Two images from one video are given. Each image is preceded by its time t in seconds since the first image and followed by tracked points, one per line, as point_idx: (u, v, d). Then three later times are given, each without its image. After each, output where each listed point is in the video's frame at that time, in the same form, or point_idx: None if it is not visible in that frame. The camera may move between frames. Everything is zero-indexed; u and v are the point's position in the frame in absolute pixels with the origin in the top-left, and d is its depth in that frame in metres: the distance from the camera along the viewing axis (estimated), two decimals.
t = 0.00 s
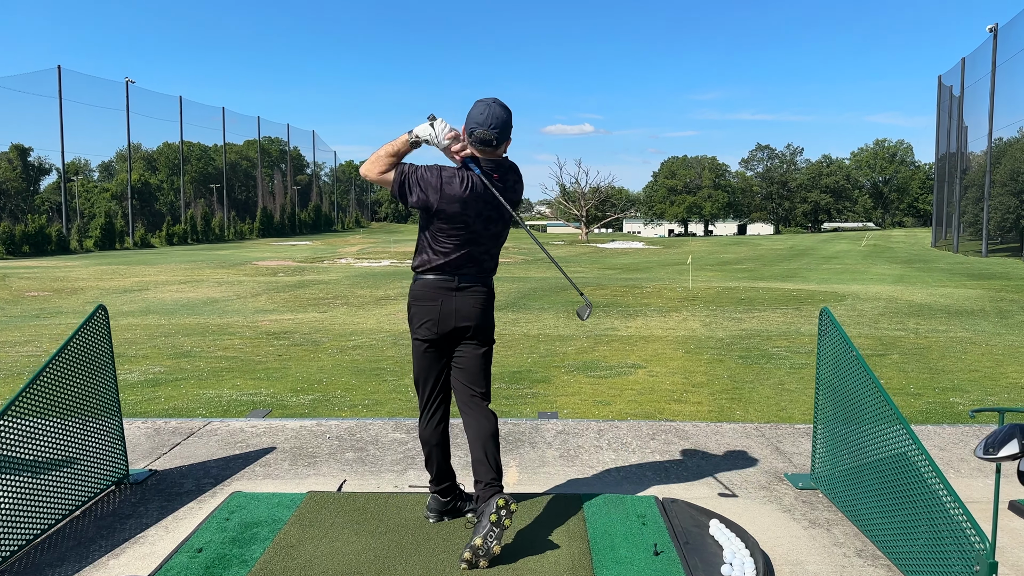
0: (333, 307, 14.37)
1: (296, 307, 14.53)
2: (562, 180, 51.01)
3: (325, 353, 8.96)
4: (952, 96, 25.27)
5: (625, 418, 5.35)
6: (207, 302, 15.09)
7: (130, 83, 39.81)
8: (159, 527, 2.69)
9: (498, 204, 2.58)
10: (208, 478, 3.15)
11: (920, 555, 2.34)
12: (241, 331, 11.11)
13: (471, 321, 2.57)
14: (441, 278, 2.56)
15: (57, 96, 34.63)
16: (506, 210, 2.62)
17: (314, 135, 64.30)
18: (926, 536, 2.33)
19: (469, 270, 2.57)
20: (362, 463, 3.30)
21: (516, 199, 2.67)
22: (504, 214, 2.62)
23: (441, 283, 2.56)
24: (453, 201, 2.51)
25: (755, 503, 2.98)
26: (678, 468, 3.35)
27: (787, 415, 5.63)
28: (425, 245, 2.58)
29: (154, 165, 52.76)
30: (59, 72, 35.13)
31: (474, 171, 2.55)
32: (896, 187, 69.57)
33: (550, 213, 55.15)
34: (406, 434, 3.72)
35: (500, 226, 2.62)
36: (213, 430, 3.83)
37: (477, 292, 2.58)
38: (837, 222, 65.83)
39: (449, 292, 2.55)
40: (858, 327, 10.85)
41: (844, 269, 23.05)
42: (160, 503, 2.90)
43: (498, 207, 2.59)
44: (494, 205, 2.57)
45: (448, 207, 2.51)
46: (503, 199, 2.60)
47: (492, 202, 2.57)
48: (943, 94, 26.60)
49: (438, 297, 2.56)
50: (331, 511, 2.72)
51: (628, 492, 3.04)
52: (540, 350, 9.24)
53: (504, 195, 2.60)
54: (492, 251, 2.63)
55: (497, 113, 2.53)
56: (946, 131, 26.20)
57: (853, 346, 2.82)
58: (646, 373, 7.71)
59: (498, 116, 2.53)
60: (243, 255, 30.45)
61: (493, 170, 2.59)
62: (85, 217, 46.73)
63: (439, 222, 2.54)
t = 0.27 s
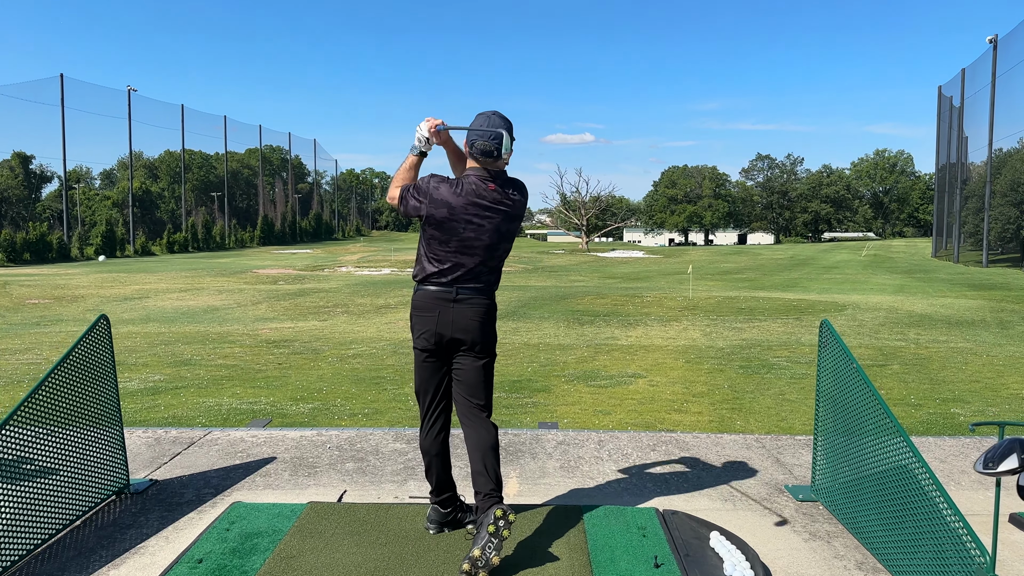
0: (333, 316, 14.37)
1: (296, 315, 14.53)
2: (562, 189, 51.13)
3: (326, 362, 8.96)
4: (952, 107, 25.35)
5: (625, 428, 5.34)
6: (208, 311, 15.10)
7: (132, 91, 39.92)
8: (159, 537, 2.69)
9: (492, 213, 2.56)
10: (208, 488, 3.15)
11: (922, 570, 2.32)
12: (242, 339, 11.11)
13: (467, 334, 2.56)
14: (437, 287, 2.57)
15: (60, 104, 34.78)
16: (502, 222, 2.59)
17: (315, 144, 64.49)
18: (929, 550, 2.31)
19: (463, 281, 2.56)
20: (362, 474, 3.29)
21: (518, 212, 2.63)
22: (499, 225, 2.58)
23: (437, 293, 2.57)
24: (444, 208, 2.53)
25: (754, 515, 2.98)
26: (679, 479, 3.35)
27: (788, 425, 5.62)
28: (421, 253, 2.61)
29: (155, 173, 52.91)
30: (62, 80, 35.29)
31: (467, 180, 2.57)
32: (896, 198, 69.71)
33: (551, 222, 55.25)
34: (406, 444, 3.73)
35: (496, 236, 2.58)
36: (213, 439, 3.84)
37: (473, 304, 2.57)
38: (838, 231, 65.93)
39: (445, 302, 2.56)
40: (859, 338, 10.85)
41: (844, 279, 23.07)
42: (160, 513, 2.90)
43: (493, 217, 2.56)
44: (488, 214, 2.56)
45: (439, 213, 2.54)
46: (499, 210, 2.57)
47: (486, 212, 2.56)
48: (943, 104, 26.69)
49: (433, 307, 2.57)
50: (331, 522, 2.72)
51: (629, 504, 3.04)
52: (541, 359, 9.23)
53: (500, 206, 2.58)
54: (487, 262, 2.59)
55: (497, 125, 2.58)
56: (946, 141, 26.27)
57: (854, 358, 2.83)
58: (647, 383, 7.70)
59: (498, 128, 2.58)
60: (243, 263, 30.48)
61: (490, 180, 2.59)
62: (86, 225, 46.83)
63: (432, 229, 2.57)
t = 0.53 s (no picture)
0: (333, 324, 14.37)
1: (296, 323, 14.53)
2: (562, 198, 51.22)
3: (325, 370, 8.96)
4: (951, 117, 25.44)
5: (625, 437, 5.33)
6: (207, 318, 15.09)
7: (133, 99, 40.08)
8: (157, 546, 2.69)
9: (481, 221, 2.57)
10: (206, 497, 3.15)
11: None
12: (241, 347, 11.11)
13: (459, 346, 2.56)
14: (429, 296, 2.60)
15: (61, 112, 34.95)
16: (491, 230, 2.57)
17: (316, 152, 64.70)
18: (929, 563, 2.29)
19: (454, 289, 2.56)
20: (361, 483, 3.30)
21: (513, 222, 2.60)
22: (489, 234, 2.57)
23: (429, 302, 2.59)
24: (433, 215, 2.58)
25: (752, 526, 2.98)
26: (677, 489, 3.35)
27: (788, 435, 5.61)
28: (415, 263, 2.66)
29: (156, 181, 53.04)
30: (64, 88, 35.43)
31: (458, 190, 2.62)
32: (896, 207, 69.84)
33: (551, 230, 55.34)
34: (405, 453, 3.74)
35: (488, 245, 2.57)
36: (212, 448, 3.84)
37: (466, 315, 2.56)
38: (838, 241, 65.98)
39: (438, 312, 2.57)
40: (859, 347, 10.85)
41: (844, 288, 23.09)
42: (158, 521, 2.91)
43: (482, 225, 2.57)
44: (477, 223, 2.57)
45: (429, 221, 2.59)
46: (488, 218, 2.57)
47: (475, 219, 2.57)
48: (942, 114, 26.78)
49: (427, 317, 2.59)
50: (329, 531, 2.72)
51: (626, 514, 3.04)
52: (540, 368, 9.22)
53: (490, 214, 2.58)
54: (477, 272, 2.57)
55: (490, 136, 2.60)
56: (945, 151, 26.35)
57: (851, 369, 2.83)
58: (646, 392, 7.70)
59: (492, 139, 2.60)
60: (243, 271, 30.50)
61: (481, 189, 2.61)
62: (86, 232, 46.91)
63: (424, 238, 2.61)
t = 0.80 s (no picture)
0: (333, 331, 14.37)
1: (296, 330, 14.53)
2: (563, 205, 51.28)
3: (325, 377, 8.96)
4: (951, 125, 25.51)
5: (624, 445, 5.32)
6: (207, 325, 15.07)
7: (134, 106, 40.24)
8: (155, 553, 2.69)
9: (472, 225, 2.58)
10: (205, 504, 3.15)
11: None
12: (241, 354, 11.10)
13: (453, 354, 2.56)
14: (423, 304, 2.61)
15: (63, 119, 35.09)
16: (482, 235, 2.58)
17: (317, 159, 64.86)
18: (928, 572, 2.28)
19: (446, 295, 2.57)
20: (359, 490, 3.30)
21: (505, 228, 2.61)
22: (480, 239, 2.58)
23: (423, 309, 2.61)
24: (423, 222, 2.62)
25: (751, 534, 2.98)
26: (677, 497, 3.35)
27: (787, 443, 5.61)
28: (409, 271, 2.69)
29: (156, 187, 53.16)
30: (65, 95, 35.57)
31: (451, 197, 2.65)
32: (896, 215, 69.94)
33: (551, 238, 55.41)
34: (403, 460, 3.74)
35: (480, 250, 2.56)
36: (210, 455, 3.84)
37: (459, 322, 2.56)
38: (838, 249, 66.02)
39: (432, 319, 2.58)
40: (859, 355, 10.85)
41: (844, 296, 23.11)
42: (156, 529, 2.91)
43: (473, 230, 2.58)
44: (468, 228, 2.58)
45: (420, 227, 2.63)
46: (480, 224, 2.59)
47: (466, 225, 2.59)
48: (942, 122, 26.85)
49: (421, 325, 2.60)
50: (328, 539, 2.72)
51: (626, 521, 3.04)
52: (540, 375, 9.22)
53: (481, 219, 2.59)
54: (468, 277, 2.56)
55: (482, 144, 2.65)
56: (945, 159, 26.42)
57: (848, 377, 2.84)
58: (646, 399, 7.69)
59: (484, 148, 2.65)
60: (243, 278, 30.54)
61: (473, 196, 2.64)
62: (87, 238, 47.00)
63: (416, 245, 2.64)
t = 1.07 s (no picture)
0: (333, 336, 14.37)
1: (295, 335, 14.52)
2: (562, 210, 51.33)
3: (324, 382, 8.95)
4: (950, 131, 25.57)
5: (624, 450, 5.31)
6: (206, 330, 15.07)
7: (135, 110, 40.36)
8: (154, 558, 2.69)
9: (467, 231, 2.59)
10: (203, 509, 3.15)
11: None
12: (240, 359, 11.09)
13: (450, 359, 2.57)
14: (421, 308, 2.62)
15: (63, 124, 35.15)
16: (478, 240, 2.58)
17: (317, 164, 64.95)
18: None
19: (441, 300, 2.58)
20: (358, 495, 3.30)
21: (502, 233, 2.61)
22: (476, 243, 2.58)
23: (420, 313, 2.62)
24: (421, 227, 2.64)
25: (750, 540, 2.98)
26: (675, 503, 3.36)
27: (786, 449, 5.61)
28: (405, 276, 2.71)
29: (156, 192, 53.21)
30: (65, 100, 35.65)
31: (448, 203, 2.67)
32: (895, 222, 70.00)
33: (551, 243, 55.44)
34: (402, 465, 3.74)
35: (475, 254, 2.57)
36: (209, 460, 3.85)
37: (456, 327, 2.56)
38: (837, 255, 66.10)
39: (429, 324, 2.59)
40: (858, 362, 10.84)
41: (843, 302, 23.12)
42: (155, 533, 2.91)
43: (469, 234, 2.59)
44: (463, 232, 2.59)
45: (417, 233, 2.65)
46: (475, 228, 2.59)
47: (461, 229, 2.60)
48: (941, 128, 26.91)
49: (419, 330, 2.62)
50: (325, 545, 2.71)
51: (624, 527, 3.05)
52: (539, 381, 9.21)
53: (477, 224, 2.60)
54: (463, 281, 2.57)
55: (481, 150, 2.66)
56: (944, 165, 26.47)
57: (847, 382, 2.85)
58: (646, 405, 7.69)
59: (482, 153, 2.66)
60: (243, 283, 30.54)
61: (470, 201, 2.65)
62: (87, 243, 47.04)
63: (413, 250, 2.67)
